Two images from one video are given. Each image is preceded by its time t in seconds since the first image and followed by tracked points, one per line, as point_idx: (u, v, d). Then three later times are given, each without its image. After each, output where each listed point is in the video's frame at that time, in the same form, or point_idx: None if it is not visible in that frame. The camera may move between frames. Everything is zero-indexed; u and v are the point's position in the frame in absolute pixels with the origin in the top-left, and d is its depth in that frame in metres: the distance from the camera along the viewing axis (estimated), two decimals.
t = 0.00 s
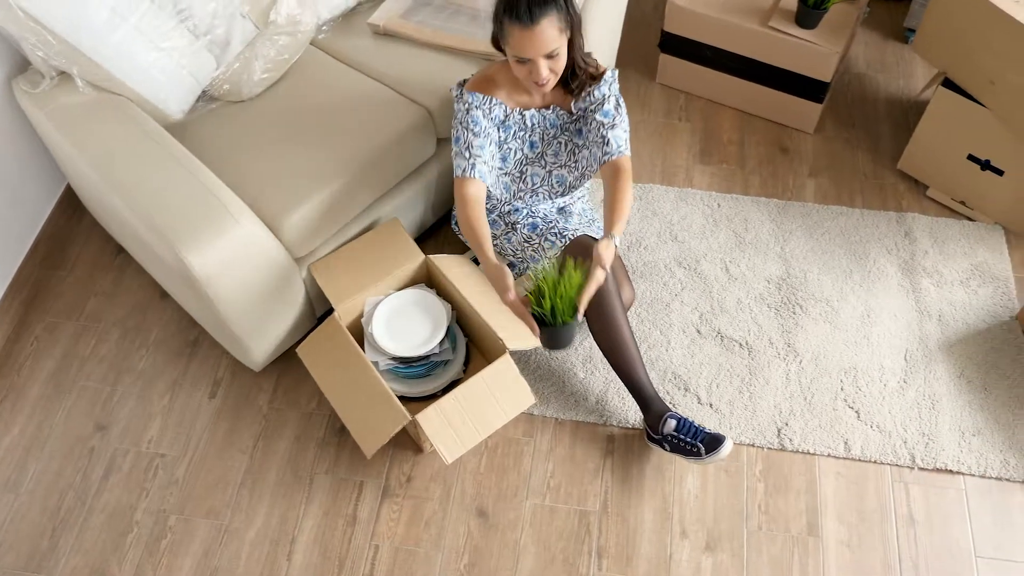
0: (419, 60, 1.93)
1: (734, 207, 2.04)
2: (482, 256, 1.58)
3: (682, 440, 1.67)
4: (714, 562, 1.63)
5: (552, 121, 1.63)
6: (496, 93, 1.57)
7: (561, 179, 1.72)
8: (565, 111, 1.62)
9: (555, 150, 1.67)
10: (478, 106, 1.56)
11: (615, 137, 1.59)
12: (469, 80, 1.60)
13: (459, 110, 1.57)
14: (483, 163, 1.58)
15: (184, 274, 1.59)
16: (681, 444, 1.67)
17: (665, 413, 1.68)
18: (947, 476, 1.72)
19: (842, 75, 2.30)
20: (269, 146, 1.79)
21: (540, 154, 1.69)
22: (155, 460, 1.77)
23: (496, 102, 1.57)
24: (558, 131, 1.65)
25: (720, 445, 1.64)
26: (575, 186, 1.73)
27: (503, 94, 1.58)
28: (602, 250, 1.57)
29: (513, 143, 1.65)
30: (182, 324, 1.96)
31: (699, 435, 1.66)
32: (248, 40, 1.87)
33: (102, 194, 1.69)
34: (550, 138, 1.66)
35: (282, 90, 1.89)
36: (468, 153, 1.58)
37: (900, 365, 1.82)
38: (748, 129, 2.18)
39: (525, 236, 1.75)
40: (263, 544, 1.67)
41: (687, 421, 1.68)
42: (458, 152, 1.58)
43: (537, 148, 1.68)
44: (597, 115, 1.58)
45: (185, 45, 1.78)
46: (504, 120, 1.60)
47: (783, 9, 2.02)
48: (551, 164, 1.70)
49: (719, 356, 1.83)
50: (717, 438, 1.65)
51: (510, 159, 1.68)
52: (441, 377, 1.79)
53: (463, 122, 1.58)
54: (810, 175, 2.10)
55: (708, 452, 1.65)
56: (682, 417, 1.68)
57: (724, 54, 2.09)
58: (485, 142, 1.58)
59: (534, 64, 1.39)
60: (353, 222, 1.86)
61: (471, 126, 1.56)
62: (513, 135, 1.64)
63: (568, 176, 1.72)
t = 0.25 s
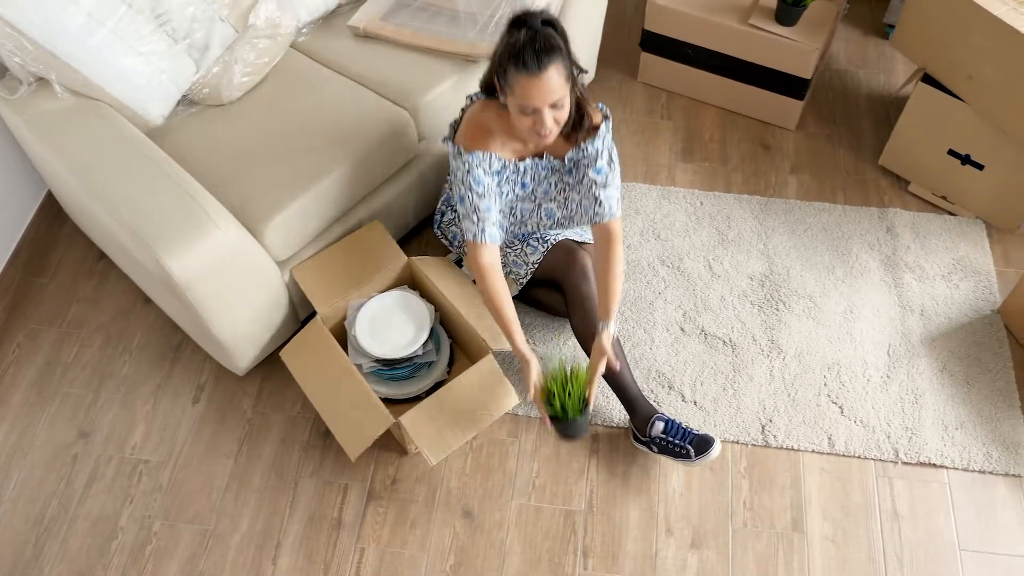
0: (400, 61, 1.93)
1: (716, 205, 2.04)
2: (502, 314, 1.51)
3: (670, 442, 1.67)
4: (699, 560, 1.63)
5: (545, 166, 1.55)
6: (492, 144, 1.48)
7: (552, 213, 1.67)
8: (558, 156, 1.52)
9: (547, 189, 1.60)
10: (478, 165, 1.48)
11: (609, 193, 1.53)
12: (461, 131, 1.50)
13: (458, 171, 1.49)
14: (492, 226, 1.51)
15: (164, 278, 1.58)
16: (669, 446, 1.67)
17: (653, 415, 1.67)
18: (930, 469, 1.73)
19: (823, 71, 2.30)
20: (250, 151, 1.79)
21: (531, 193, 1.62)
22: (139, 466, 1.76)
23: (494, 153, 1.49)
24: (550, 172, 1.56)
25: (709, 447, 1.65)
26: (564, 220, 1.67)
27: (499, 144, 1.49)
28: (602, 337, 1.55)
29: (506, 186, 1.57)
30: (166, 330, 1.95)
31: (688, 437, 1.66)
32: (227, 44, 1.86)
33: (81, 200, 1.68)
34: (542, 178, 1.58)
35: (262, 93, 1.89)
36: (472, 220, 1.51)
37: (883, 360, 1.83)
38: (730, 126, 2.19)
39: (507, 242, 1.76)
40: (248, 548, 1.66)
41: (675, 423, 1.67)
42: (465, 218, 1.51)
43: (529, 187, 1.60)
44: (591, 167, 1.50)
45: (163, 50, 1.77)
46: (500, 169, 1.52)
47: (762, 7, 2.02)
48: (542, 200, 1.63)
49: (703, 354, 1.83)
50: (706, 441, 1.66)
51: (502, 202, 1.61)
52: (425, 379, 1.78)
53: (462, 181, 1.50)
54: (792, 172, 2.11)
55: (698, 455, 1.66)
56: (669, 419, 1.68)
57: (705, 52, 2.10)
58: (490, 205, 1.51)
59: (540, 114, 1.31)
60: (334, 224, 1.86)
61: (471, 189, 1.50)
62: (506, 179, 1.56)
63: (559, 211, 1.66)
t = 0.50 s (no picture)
0: (380, 63, 1.93)
1: (699, 203, 2.04)
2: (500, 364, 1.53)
3: (654, 446, 1.67)
4: (684, 557, 1.63)
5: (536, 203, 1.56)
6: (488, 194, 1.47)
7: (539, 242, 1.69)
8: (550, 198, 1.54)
9: (538, 223, 1.63)
10: (474, 210, 1.49)
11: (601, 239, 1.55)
12: (456, 178, 1.49)
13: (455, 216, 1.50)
14: (489, 268, 1.53)
15: (144, 283, 1.58)
16: (654, 450, 1.67)
17: (637, 419, 1.67)
18: (913, 464, 1.73)
19: (804, 68, 2.31)
20: (229, 155, 1.78)
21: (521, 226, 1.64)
22: (122, 472, 1.76)
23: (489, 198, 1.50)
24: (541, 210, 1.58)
25: (693, 452, 1.66)
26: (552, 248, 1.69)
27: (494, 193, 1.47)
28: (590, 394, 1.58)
29: (498, 223, 1.59)
30: (148, 334, 1.95)
31: (673, 441, 1.67)
32: (206, 47, 1.84)
33: (60, 205, 1.67)
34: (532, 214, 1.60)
35: (242, 96, 1.89)
36: (472, 263, 1.52)
37: (865, 356, 1.84)
38: (711, 124, 2.19)
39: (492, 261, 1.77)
40: (232, 553, 1.66)
41: (659, 428, 1.68)
42: (462, 260, 1.52)
43: (520, 222, 1.62)
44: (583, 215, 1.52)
45: (141, 54, 1.76)
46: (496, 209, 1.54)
47: (742, 5, 2.03)
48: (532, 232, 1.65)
49: (686, 352, 1.84)
50: (690, 445, 1.66)
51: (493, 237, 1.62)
52: (409, 381, 1.78)
53: (458, 224, 1.51)
54: (773, 169, 2.11)
55: (682, 459, 1.67)
56: (653, 423, 1.67)
57: (685, 51, 2.10)
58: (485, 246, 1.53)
59: (535, 188, 1.30)
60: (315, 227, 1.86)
61: (469, 232, 1.50)
62: (499, 217, 1.57)
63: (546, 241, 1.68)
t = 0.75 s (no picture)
0: (360, 65, 1.93)
1: (681, 202, 2.05)
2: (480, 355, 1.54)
3: (638, 445, 1.67)
4: (669, 556, 1.64)
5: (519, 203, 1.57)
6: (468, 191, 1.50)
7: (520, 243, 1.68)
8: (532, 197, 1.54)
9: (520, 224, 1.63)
10: (456, 210, 1.52)
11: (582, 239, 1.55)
12: (439, 173, 1.52)
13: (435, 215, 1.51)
14: (471, 268, 1.53)
15: (125, 288, 1.57)
16: (638, 449, 1.67)
17: (621, 418, 1.67)
18: (896, 459, 1.74)
19: (785, 65, 2.32)
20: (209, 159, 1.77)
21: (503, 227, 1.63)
22: (106, 477, 1.75)
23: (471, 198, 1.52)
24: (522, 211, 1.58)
25: (678, 450, 1.66)
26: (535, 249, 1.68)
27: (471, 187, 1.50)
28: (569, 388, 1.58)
29: (479, 222, 1.59)
30: (131, 339, 1.94)
31: (657, 440, 1.67)
32: (186, 50, 1.84)
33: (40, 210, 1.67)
34: (514, 215, 1.60)
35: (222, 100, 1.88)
36: (454, 263, 1.53)
37: (848, 352, 1.85)
38: (693, 123, 2.20)
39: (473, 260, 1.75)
40: (217, 557, 1.65)
41: (643, 426, 1.68)
42: (444, 259, 1.53)
43: (502, 223, 1.62)
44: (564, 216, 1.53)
45: (120, 58, 1.76)
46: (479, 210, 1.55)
47: (722, 3, 2.03)
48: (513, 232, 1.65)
49: (670, 350, 1.84)
50: (674, 444, 1.67)
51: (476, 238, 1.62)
52: (392, 383, 1.78)
53: (440, 224, 1.52)
54: (756, 167, 2.12)
55: (666, 458, 1.67)
56: (637, 422, 1.68)
57: (666, 49, 2.11)
58: (466, 246, 1.53)
59: (505, 192, 1.32)
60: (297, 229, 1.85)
61: (450, 231, 1.52)
62: (480, 216, 1.57)
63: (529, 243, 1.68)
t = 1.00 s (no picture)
0: (343, 66, 1.92)
1: (667, 201, 2.05)
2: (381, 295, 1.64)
3: (624, 441, 1.67)
4: (657, 554, 1.64)
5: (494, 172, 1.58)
6: (431, 156, 1.53)
7: (501, 218, 1.69)
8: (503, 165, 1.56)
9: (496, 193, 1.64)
10: (409, 174, 1.57)
11: (550, 204, 1.57)
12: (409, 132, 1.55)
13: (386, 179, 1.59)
14: (401, 233, 1.62)
15: (109, 292, 1.57)
16: (624, 445, 1.67)
17: (606, 415, 1.67)
18: (883, 455, 1.75)
19: (769, 64, 2.32)
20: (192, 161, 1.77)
21: (479, 199, 1.66)
22: (91, 483, 1.74)
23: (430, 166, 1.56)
24: (497, 180, 1.60)
25: (663, 445, 1.66)
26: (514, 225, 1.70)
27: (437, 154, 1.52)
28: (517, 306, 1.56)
29: (449, 192, 1.63)
30: (116, 344, 1.94)
31: (643, 435, 1.66)
32: (168, 53, 1.84)
33: (22, 215, 1.67)
34: (489, 185, 1.62)
35: (205, 102, 1.88)
36: (386, 224, 1.62)
37: (834, 348, 1.85)
38: (678, 121, 2.20)
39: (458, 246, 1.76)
40: (204, 561, 1.65)
41: (628, 422, 1.67)
42: (379, 217, 1.61)
43: (476, 195, 1.64)
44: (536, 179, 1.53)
45: (102, 61, 1.75)
46: (435, 180, 1.59)
47: (705, 2, 2.04)
48: (490, 206, 1.67)
49: (656, 349, 1.84)
50: (660, 438, 1.66)
51: (449, 207, 1.66)
52: (380, 384, 1.78)
53: (390, 185, 1.59)
54: (740, 165, 2.12)
55: (652, 452, 1.66)
56: (623, 418, 1.67)
57: (650, 49, 2.11)
58: (407, 212, 1.61)
59: (456, 156, 1.34)
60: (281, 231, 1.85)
61: (394, 196, 1.59)
62: (451, 185, 1.61)
63: (507, 217, 1.69)
